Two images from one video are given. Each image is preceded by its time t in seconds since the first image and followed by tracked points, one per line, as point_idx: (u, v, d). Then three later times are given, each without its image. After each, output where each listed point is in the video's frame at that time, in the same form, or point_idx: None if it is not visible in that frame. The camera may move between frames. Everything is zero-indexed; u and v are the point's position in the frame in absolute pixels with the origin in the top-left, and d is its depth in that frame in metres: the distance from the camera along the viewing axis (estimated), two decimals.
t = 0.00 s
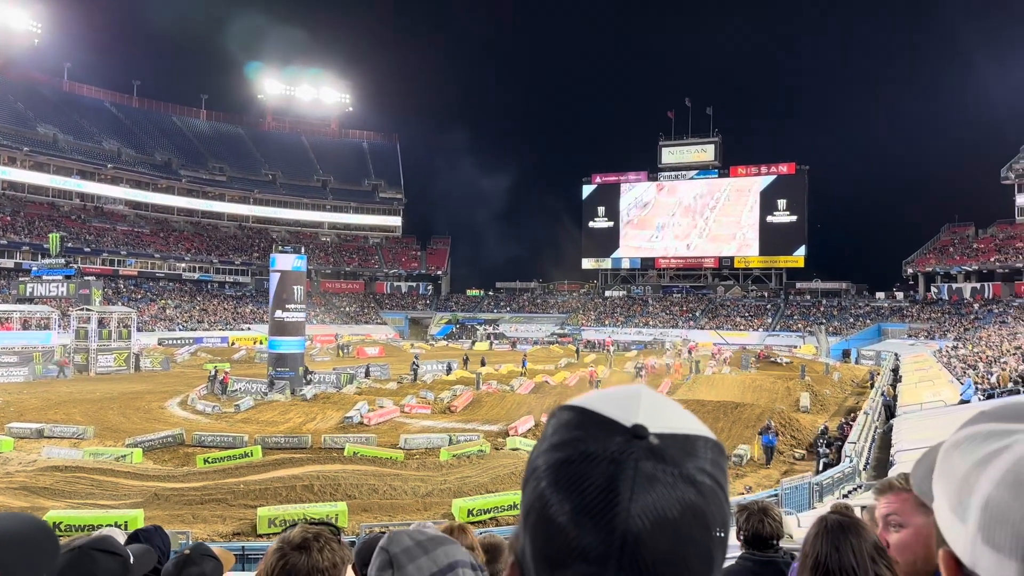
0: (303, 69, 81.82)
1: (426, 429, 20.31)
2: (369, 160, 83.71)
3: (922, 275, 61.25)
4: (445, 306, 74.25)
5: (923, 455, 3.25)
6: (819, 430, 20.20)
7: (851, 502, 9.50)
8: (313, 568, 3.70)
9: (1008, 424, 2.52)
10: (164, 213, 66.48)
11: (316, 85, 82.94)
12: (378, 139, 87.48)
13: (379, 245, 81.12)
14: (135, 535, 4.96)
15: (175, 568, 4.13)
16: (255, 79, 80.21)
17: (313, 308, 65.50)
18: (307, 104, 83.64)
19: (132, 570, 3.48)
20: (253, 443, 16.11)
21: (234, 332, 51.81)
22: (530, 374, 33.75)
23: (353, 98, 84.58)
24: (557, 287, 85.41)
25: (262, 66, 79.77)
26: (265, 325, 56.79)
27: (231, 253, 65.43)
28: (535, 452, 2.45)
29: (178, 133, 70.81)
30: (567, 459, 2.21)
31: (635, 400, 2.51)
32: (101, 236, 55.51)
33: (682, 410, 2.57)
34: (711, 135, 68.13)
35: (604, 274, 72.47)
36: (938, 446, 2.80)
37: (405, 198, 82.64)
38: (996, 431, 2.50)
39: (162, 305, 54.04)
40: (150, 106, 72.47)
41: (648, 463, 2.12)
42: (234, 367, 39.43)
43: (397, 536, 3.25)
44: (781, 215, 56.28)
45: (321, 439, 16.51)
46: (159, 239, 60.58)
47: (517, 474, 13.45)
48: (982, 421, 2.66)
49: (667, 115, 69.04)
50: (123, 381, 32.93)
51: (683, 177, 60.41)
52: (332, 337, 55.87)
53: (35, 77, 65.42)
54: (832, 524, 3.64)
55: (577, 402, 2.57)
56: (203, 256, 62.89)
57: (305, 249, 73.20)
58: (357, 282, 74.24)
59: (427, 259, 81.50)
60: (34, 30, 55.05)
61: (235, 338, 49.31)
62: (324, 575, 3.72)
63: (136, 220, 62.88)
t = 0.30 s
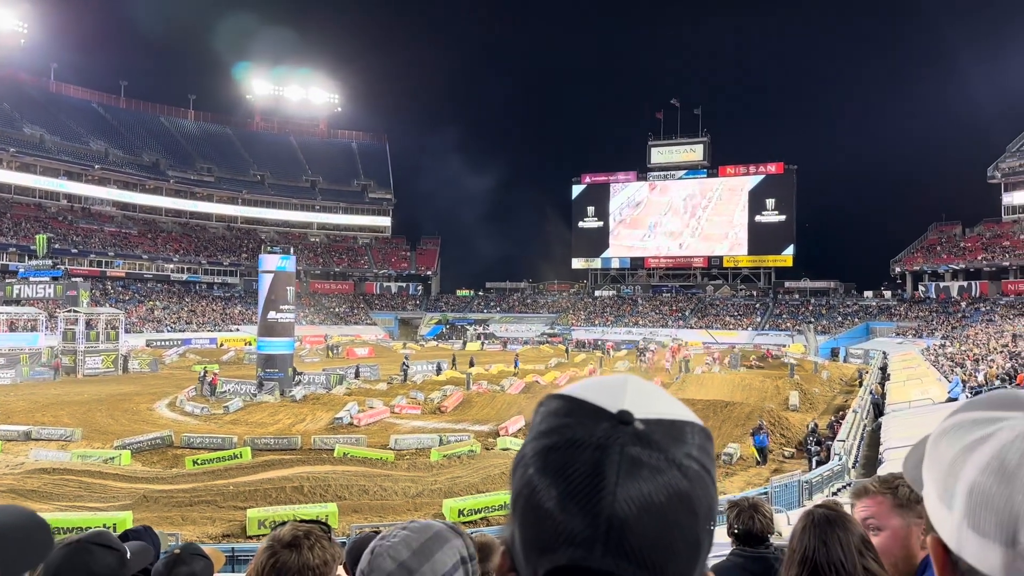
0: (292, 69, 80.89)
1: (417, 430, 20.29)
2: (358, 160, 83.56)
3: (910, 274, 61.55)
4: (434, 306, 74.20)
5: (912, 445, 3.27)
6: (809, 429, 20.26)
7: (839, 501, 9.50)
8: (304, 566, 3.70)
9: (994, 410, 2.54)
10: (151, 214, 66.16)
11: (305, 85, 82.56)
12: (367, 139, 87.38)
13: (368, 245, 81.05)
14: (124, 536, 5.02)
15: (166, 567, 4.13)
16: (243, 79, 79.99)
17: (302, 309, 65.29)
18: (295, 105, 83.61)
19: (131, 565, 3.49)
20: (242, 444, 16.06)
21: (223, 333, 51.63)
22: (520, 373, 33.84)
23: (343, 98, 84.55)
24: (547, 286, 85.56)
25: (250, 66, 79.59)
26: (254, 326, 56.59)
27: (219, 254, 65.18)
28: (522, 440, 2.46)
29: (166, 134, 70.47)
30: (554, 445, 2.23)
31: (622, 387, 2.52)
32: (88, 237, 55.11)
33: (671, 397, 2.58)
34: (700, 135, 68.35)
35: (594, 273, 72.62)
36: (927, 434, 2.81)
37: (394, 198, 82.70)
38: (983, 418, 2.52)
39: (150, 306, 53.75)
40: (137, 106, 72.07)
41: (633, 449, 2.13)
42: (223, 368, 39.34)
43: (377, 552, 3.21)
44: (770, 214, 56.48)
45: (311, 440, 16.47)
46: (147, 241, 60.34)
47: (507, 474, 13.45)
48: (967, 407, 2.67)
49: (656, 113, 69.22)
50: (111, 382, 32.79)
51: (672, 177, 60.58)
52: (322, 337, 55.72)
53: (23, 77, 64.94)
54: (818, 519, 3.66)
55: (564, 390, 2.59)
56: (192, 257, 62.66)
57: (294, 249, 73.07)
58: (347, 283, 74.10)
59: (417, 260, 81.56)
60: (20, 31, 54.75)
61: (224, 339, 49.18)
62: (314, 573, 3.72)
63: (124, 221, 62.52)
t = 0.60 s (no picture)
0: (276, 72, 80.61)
1: (404, 433, 20.27)
2: (344, 163, 83.35)
3: (893, 276, 62.13)
4: (421, 309, 74.06)
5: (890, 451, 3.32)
6: (795, 430, 20.35)
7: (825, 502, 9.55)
8: (285, 572, 3.69)
9: (967, 417, 2.59)
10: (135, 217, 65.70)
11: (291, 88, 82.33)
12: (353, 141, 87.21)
13: (355, 248, 80.88)
14: (108, 542, 5.09)
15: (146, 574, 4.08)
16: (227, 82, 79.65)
17: (288, 312, 65.00)
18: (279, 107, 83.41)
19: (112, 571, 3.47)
20: (227, 449, 15.96)
21: (208, 337, 51.38)
22: (507, 376, 33.86)
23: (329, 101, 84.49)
24: (534, 289, 85.68)
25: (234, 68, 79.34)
26: (239, 330, 56.26)
27: (204, 257, 64.76)
28: (501, 450, 2.48)
29: (149, 137, 70.07)
30: (531, 455, 2.25)
31: (600, 398, 2.54)
32: (71, 240, 54.47)
33: (649, 407, 2.59)
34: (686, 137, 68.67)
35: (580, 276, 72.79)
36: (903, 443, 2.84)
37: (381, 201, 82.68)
38: (955, 425, 2.57)
39: (135, 310, 53.27)
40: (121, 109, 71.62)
41: (610, 459, 2.12)
42: (209, 372, 39.10)
43: (356, 553, 3.26)
44: (755, 217, 56.92)
45: (297, 444, 16.38)
46: (131, 244, 59.91)
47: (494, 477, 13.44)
48: (940, 416, 2.72)
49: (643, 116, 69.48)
50: (93, 387, 32.47)
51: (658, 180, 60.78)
52: (308, 341, 55.45)
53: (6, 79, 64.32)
54: (799, 525, 3.67)
55: (544, 399, 2.60)
56: (176, 261, 62.29)
57: (279, 253, 72.81)
58: (333, 286, 73.87)
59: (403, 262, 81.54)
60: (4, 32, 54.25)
61: (209, 343, 48.92)
62: None
63: (107, 225, 62.01)
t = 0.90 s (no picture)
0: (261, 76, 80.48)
1: (390, 438, 20.23)
2: (330, 168, 83.21)
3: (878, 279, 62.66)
4: (408, 313, 73.90)
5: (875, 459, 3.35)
6: (781, 433, 20.39)
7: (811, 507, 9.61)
8: None
9: (948, 428, 2.60)
10: (119, 221, 65.21)
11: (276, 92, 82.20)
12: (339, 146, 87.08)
13: (340, 253, 80.61)
14: (90, 551, 5.05)
15: None
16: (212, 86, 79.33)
17: (274, 317, 64.64)
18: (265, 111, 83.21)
19: None
20: (212, 455, 15.84)
21: (192, 342, 51.05)
22: (493, 381, 33.85)
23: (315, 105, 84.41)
24: (521, 293, 85.76)
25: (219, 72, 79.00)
26: (224, 335, 55.92)
27: (189, 262, 64.27)
28: (487, 460, 2.47)
29: (133, 141, 69.64)
30: (518, 466, 2.24)
31: (588, 409, 2.50)
32: (54, 245, 53.76)
33: (636, 417, 2.57)
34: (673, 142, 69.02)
35: (567, 280, 72.90)
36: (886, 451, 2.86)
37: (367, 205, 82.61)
38: (936, 435, 2.58)
39: (118, 315, 52.84)
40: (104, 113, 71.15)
41: (596, 471, 2.11)
42: (193, 378, 38.83)
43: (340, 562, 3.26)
44: (741, 221, 57.10)
45: (282, 450, 16.29)
46: (114, 248, 59.43)
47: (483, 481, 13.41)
48: (921, 425, 2.73)
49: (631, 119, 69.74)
50: (74, 393, 32.16)
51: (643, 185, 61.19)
52: (293, 346, 55.15)
53: None
54: (786, 528, 3.65)
55: (532, 410, 2.58)
56: (159, 265, 61.82)
57: (264, 257, 72.47)
58: (319, 291, 73.57)
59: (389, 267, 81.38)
60: None
61: (193, 348, 48.62)
62: None
63: (91, 229, 61.46)
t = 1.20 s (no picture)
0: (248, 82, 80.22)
1: (377, 444, 20.17)
2: (316, 172, 82.91)
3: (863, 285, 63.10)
4: (395, 319, 73.74)
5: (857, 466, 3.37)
6: (768, 438, 20.43)
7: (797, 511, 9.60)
8: None
9: (927, 439, 2.62)
10: (103, 227, 64.71)
11: (263, 97, 82.00)
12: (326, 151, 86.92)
13: (327, 258, 80.42)
14: (71, 561, 4.97)
15: None
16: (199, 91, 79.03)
17: (260, 323, 64.37)
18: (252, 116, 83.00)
19: None
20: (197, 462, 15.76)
21: (178, 348, 50.82)
22: (482, 386, 33.87)
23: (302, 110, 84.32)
24: (508, 298, 85.78)
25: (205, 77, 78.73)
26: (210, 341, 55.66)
27: (174, 267, 63.86)
28: (475, 474, 2.47)
29: (119, 147, 69.24)
30: (504, 480, 2.24)
31: (574, 423, 2.49)
32: (38, 250, 53.17)
33: (621, 430, 2.56)
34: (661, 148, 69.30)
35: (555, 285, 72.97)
36: (865, 462, 2.87)
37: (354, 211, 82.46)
38: (916, 447, 2.60)
39: (102, 321, 52.60)
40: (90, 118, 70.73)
41: (581, 488, 2.12)
42: (178, 384, 38.60)
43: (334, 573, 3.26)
44: (727, 226, 57.46)
45: (268, 457, 16.22)
46: (99, 254, 59.03)
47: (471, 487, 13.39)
48: (903, 437, 2.74)
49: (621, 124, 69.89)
50: (57, 399, 31.89)
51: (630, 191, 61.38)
52: (279, 352, 54.92)
53: None
54: (771, 537, 3.65)
55: (518, 423, 2.58)
56: (145, 271, 61.38)
57: (250, 263, 72.13)
58: (306, 296, 73.35)
59: (376, 273, 81.12)
60: None
61: (179, 354, 48.42)
62: None
63: (75, 235, 60.97)
